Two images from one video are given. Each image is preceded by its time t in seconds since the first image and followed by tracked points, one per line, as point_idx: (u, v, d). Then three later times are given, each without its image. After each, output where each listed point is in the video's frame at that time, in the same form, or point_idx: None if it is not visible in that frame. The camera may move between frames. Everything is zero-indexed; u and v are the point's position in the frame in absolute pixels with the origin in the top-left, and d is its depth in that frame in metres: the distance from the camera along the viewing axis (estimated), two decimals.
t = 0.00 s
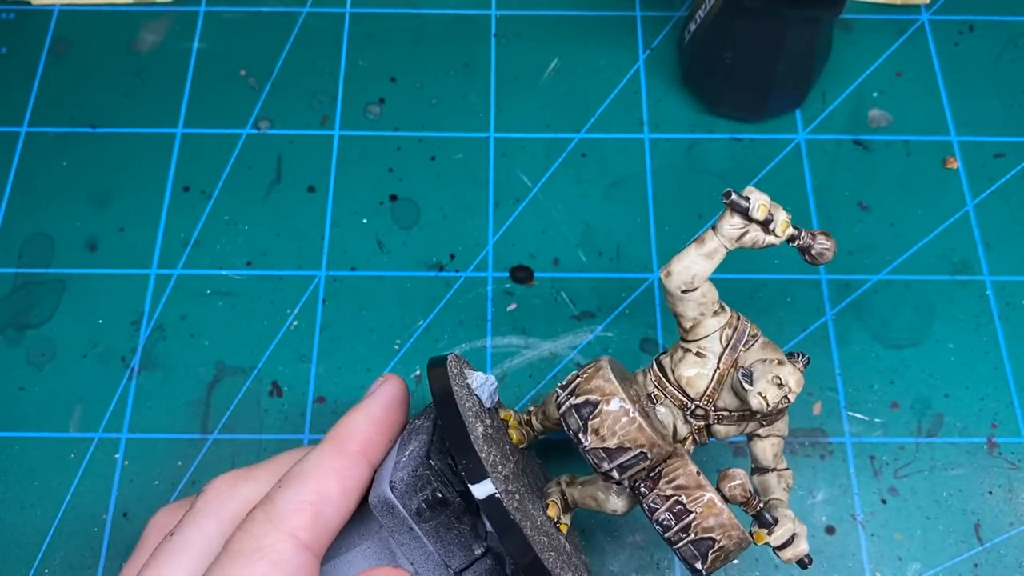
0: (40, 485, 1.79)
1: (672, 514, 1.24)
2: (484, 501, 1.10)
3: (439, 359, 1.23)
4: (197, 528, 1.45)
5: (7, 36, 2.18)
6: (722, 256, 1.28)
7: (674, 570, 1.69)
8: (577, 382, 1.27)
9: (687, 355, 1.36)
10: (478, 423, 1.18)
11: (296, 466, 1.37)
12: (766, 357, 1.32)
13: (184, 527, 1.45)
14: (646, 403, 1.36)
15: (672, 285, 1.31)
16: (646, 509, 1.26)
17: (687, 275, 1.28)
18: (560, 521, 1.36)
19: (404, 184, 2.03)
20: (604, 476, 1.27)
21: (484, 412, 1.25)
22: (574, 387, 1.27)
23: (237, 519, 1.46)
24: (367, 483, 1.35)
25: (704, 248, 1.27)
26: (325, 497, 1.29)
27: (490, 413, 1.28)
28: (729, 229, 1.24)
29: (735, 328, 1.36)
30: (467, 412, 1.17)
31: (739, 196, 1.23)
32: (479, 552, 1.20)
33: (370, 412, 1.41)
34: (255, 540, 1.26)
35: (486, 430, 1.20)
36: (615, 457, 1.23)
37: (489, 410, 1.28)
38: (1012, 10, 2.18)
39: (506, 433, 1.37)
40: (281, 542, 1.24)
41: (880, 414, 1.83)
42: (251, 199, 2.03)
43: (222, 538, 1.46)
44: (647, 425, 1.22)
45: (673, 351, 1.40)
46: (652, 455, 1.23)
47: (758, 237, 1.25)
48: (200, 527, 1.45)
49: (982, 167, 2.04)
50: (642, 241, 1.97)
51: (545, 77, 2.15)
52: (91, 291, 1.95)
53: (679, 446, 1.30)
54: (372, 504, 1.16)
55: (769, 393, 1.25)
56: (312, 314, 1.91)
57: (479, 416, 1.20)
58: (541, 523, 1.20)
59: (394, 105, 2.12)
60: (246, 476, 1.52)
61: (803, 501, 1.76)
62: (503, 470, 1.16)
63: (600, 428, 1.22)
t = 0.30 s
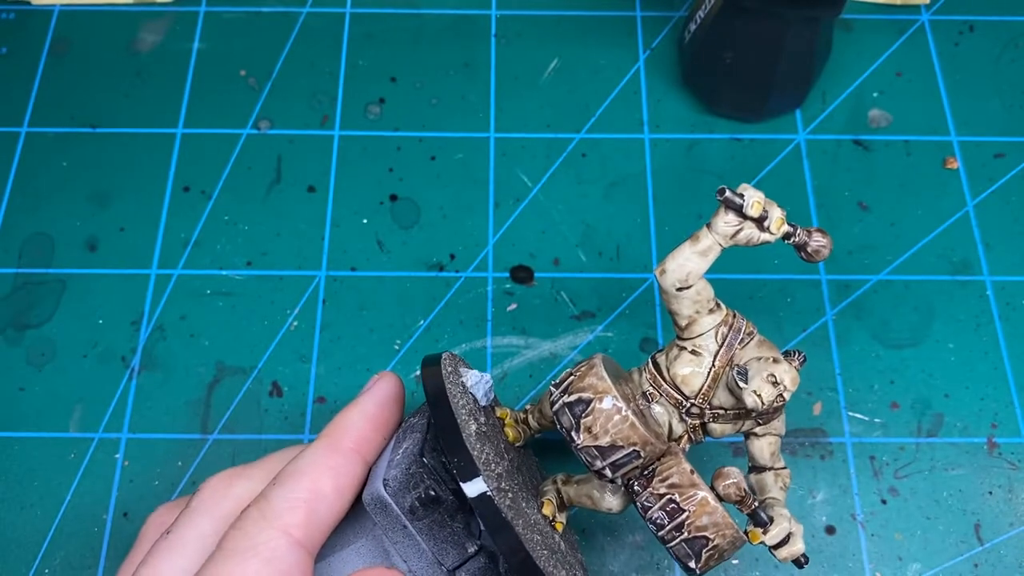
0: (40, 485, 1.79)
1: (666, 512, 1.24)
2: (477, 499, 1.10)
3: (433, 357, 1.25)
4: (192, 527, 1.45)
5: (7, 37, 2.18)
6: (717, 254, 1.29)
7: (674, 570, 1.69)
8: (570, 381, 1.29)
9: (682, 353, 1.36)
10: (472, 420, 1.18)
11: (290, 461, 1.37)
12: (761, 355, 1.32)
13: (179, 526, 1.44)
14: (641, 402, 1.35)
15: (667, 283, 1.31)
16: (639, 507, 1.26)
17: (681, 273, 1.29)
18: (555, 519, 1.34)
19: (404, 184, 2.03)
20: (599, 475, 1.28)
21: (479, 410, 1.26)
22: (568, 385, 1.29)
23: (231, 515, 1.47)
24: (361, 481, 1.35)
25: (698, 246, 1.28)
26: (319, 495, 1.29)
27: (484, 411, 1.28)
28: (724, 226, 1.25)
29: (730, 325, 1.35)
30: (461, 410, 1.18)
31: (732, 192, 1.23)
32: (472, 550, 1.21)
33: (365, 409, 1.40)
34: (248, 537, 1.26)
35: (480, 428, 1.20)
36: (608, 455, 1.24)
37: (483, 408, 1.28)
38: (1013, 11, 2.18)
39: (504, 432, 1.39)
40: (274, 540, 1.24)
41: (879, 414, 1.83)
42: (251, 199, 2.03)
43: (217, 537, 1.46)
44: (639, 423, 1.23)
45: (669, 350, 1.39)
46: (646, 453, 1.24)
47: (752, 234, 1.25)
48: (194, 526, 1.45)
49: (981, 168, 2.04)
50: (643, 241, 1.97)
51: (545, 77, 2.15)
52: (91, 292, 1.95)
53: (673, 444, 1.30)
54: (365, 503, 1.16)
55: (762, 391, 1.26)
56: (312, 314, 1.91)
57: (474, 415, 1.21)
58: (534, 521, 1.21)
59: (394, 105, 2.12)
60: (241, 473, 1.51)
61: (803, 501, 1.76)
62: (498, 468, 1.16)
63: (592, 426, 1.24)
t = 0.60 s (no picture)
0: (40, 485, 1.79)
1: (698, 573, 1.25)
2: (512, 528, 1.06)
3: (475, 387, 1.23)
4: (209, 534, 1.43)
5: (7, 37, 2.18)
6: (775, 319, 1.28)
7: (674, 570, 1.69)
8: (619, 434, 1.27)
9: (725, 410, 1.38)
10: (512, 459, 1.17)
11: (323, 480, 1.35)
12: (803, 423, 1.34)
13: (196, 530, 1.43)
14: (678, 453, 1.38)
15: (719, 341, 1.31)
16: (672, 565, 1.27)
17: (736, 334, 1.29)
18: (577, 559, 1.33)
19: (404, 184, 2.03)
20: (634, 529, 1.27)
21: (515, 448, 1.25)
22: (614, 438, 1.27)
23: (254, 527, 1.46)
24: (391, 503, 1.31)
25: (758, 309, 1.27)
26: (347, 515, 1.26)
27: (521, 453, 1.27)
28: (787, 294, 1.24)
29: (775, 389, 1.38)
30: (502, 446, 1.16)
31: (800, 263, 1.24)
32: None
33: (396, 430, 1.36)
34: (278, 556, 1.25)
35: (518, 467, 1.19)
36: (651, 513, 1.23)
37: (519, 448, 1.27)
38: (1012, 11, 2.19)
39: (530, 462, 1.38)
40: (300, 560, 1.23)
41: (879, 414, 1.83)
42: (251, 199, 2.03)
43: (234, 549, 1.43)
44: (685, 484, 1.23)
45: (708, 404, 1.42)
46: (687, 514, 1.24)
47: (813, 305, 1.25)
48: (212, 534, 1.43)
49: (981, 168, 2.05)
50: (643, 241, 1.97)
51: (545, 77, 2.15)
52: (91, 292, 1.95)
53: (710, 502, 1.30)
54: (398, 530, 1.15)
55: (805, 462, 1.28)
56: (312, 314, 1.91)
57: (514, 455, 1.19)
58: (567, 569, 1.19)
59: (394, 105, 2.12)
60: (265, 486, 1.50)
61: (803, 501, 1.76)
62: (532, 509, 1.14)
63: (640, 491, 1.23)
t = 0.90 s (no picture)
0: (42, 484, 1.80)
1: (696, 554, 1.24)
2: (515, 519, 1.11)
3: (474, 380, 1.25)
4: (212, 527, 1.43)
5: (8, 38, 2.18)
6: (765, 306, 1.35)
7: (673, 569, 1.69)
8: (614, 417, 1.28)
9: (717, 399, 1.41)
10: (509, 445, 1.20)
11: (324, 473, 1.34)
12: (796, 409, 1.35)
13: (200, 523, 1.43)
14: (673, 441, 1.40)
15: (713, 329, 1.36)
16: (668, 548, 1.26)
17: (728, 321, 1.35)
18: (575, 550, 1.38)
19: (404, 185, 2.04)
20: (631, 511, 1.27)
21: (512, 435, 1.27)
22: (609, 420, 1.28)
23: (256, 520, 1.46)
24: (392, 496, 1.31)
25: (749, 297, 1.33)
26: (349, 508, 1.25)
27: (516, 440, 1.28)
28: (775, 280, 1.31)
29: (767, 378, 1.40)
30: (501, 434, 1.19)
31: (789, 250, 1.30)
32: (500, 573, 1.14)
33: (397, 425, 1.36)
34: (279, 546, 1.23)
35: (516, 455, 1.22)
36: (646, 493, 1.23)
37: (515, 437, 1.28)
38: (1011, 11, 2.19)
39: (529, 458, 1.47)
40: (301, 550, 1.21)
41: (878, 413, 1.84)
42: (252, 199, 2.03)
43: (237, 542, 1.43)
44: (680, 464, 1.23)
45: (703, 395, 1.44)
46: (683, 495, 1.23)
47: (801, 291, 1.32)
48: (216, 527, 1.43)
49: (980, 168, 2.05)
50: (642, 241, 1.98)
51: (545, 78, 2.15)
52: (93, 291, 1.96)
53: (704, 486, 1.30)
54: (397, 516, 1.13)
55: (796, 445, 1.28)
56: (313, 314, 1.92)
57: (511, 443, 1.23)
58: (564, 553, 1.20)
59: (394, 106, 2.13)
60: (265, 479, 1.49)
61: (803, 500, 1.77)
62: (530, 495, 1.17)
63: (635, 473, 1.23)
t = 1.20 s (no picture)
0: (42, 484, 1.80)
1: (690, 540, 1.25)
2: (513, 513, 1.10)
3: (470, 375, 1.24)
4: (210, 523, 1.43)
5: (9, 38, 2.19)
6: (752, 297, 1.38)
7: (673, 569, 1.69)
8: (607, 405, 1.27)
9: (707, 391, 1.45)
10: (505, 437, 1.19)
11: (320, 470, 1.34)
12: (786, 398, 1.40)
13: (196, 520, 1.43)
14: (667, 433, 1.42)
15: (702, 320, 1.39)
16: (663, 536, 1.26)
17: (717, 312, 1.37)
18: (572, 543, 1.39)
19: (404, 185, 2.04)
20: (626, 499, 1.27)
21: (505, 425, 1.25)
22: (602, 409, 1.27)
23: (254, 517, 1.46)
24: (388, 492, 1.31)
25: (736, 287, 1.37)
26: (345, 503, 1.25)
27: (509, 430, 1.27)
28: (763, 271, 1.35)
29: (757, 369, 1.44)
30: (497, 426, 1.18)
31: (774, 240, 1.34)
32: (497, 564, 1.12)
33: (393, 421, 1.37)
34: (277, 542, 1.24)
35: (512, 446, 1.21)
36: (640, 480, 1.24)
37: (508, 428, 1.27)
38: (1010, 11, 2.19)
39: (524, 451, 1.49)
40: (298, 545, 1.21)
41: (878, 413, 1.84)
42: (252, 199, 2.03)
43: (234, 538, 1.43)
44: (673, 451, 1.24)
45: (694, 387, 1.48)
46: (676, 481, 1.23)
47: (786, 280, 1.36)
48: (212, 524, 1.43)
49: (980, 168, 2.05)
50: (642, 241, 1.98)
51: (545, 78, 2.15)
52: (93, 291, 1.96)
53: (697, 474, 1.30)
54: (394, 509, 1.13)
55: (788, 431, 1.33)
56: (313, 314, 1.92)
57: (506, 434, 1.22)
58: (558, 540, 1.19)
59: (394, 105, 2.13)
60: (263, 476, 1.49)
61: (803, 500, 1.77)
62: (526, 485, 1.16)
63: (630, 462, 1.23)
